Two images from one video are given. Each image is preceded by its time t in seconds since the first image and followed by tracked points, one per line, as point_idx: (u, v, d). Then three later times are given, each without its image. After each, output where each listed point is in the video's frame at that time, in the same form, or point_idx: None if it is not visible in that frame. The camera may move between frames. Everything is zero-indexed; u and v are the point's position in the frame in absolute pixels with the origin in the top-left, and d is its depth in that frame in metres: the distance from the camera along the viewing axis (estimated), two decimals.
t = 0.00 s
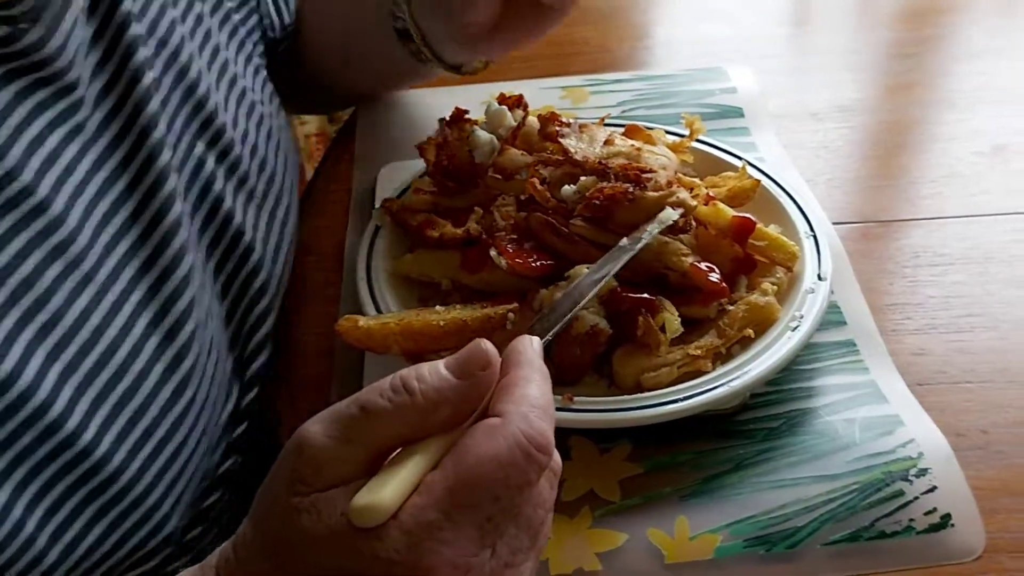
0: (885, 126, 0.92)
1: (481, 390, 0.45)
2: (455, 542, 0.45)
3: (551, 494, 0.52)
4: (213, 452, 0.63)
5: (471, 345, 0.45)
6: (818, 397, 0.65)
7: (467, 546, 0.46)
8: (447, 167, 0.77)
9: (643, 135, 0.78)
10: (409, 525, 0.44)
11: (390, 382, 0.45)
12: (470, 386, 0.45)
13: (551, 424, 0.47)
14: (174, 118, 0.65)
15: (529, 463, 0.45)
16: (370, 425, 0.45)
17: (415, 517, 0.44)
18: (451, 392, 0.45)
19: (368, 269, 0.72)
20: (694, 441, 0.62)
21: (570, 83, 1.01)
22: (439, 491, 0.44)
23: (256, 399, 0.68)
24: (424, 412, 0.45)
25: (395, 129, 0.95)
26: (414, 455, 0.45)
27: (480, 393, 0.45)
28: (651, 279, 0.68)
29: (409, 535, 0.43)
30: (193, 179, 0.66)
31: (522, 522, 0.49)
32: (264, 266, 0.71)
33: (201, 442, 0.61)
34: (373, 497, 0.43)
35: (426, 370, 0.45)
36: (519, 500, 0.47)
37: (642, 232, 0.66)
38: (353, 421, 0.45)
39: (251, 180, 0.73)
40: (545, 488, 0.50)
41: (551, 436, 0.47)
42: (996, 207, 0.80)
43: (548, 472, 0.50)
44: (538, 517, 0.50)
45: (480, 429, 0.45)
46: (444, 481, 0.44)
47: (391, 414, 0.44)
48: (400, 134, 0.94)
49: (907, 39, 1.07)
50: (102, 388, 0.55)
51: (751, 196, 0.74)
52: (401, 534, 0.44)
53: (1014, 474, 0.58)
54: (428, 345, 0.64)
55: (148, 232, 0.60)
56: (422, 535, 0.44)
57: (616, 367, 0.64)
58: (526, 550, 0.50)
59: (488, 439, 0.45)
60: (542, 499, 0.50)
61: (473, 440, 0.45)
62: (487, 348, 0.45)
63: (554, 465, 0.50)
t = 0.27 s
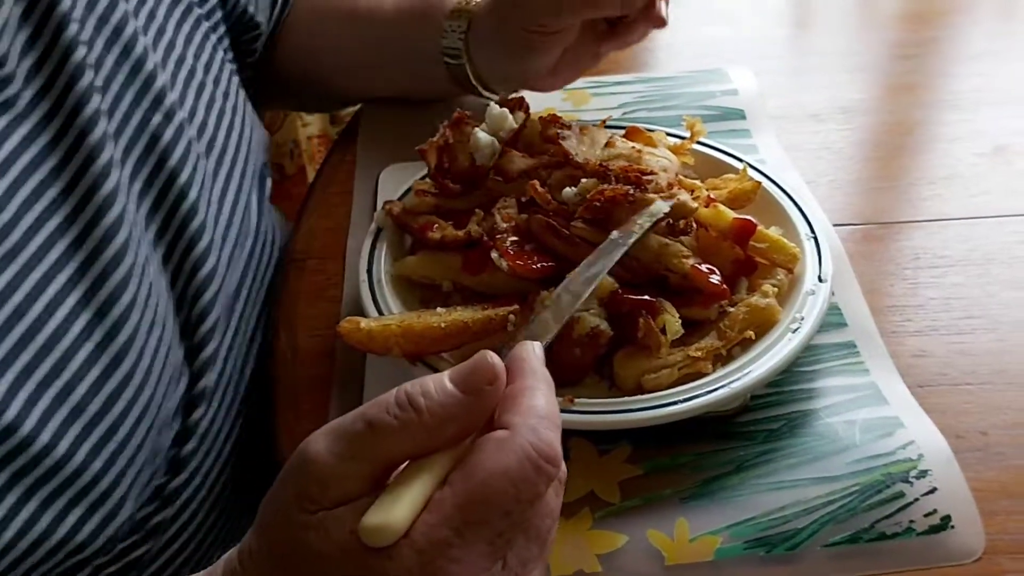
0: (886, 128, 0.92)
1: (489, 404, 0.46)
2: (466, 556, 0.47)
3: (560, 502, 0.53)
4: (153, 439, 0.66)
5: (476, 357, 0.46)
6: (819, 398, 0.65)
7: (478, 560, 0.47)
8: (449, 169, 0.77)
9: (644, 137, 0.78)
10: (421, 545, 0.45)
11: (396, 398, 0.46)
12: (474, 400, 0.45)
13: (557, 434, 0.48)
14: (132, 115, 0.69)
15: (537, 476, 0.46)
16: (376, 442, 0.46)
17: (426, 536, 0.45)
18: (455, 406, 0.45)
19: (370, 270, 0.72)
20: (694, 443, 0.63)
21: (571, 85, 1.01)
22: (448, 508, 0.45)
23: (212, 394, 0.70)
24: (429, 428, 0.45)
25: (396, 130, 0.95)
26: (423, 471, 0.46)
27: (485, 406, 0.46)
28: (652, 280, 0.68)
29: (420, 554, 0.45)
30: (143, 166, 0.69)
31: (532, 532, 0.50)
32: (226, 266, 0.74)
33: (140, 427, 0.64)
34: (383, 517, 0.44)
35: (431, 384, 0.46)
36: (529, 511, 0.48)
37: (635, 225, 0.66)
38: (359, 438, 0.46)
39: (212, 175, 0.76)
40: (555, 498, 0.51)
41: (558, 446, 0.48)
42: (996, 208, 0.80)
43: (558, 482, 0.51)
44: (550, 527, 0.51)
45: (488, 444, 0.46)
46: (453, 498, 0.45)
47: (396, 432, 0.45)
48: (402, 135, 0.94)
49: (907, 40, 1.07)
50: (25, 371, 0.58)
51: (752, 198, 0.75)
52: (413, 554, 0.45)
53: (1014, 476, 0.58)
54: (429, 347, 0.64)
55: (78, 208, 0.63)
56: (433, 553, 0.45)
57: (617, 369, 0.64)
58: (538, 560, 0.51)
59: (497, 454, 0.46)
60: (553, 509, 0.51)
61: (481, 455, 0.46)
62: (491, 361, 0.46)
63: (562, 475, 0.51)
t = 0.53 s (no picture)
0: (886, 129, 0.92)
1: (497, 403, 0.47)
2: (486, 556, 0.47)
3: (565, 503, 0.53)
4: (88, 430, 0.63)
5: (483, 359, 0.47)
6: (820, 400, 0.65)
7: (497, 560, 0.48)
8: (449, 170, 0.77)
9: (645, 139, 0.78)
10: (440, 546, 0.46)
11: (406, 403, 0.47)
12: (485, 402, 0.46)
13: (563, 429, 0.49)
14: (80, 88, 0.66)
15: (551, 472, 0.48)
16: (387, 448, 0.46)
17: (444, 538, 0.46)
18: (467, 409, 0.46)
19: (371, 271, 0.72)
20: (695, 444, 0.63)
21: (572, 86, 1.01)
22: (466, 508, 0.46)
23: (150, 393, 0.67)
24: (441, 431, 0.46)
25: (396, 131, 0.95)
26: (438, 471, 0.46)
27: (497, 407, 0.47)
28: (652, 281, 0.68)
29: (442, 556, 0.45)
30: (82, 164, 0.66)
31: (544, 529, 0.50)
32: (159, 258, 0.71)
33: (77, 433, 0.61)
34: (402, 524, 0.44)
35: (440, 388, 0.47)
36: (543, 507, 0.49)
37: (608, 219, 0.67)
38: (370, 444, 0.47)
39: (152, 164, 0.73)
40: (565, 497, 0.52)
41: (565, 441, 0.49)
42: (996, 210, 0.80)
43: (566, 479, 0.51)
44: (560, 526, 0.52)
45: (500, 442, 0.47)
46: (469, 497, 0.46)
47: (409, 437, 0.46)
48: (402, 136, 0.94)
49: (907, 42, 1.07)
50: None
51: (753, 200, 0.75)
52: (435, 557, 0.46)
53: (1015, 477, 0.58)
54: (430, 349, 0.64)
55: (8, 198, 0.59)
56: (455, 554, 0.46)
57: (618, 370, 0.64)
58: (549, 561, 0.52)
59: (510, 453, 0.47)
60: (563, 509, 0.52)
61: (494, 455, 0.47)
62: (498, 361, 0.47)
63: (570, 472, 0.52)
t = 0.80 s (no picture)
0: (885, 130, 0.92)
1: (503, 405, 0.47)
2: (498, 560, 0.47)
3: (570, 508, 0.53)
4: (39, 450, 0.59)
5: (488, 362, 0.47)
6: (820, 401, 0.65)
7: (509, 564, 0.48)
8: (448, 172, 0.76)
9: (644, 140, 0.78)
10: (453, 552, 0.46)
11: (413, 408, 0.47)
12: (492, 405, 0.47)
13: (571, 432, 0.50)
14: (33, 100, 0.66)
15: (560, 475, 0.49)
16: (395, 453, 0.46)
17: (456, 544, 0.46)
18: (474, 411, 0.47)
19: (370, 274, 0.72)
20: (695, 446, 0.62)
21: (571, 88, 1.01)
22: (475, 512, 0.47)
23: (112, 391, 0.63)
24: (449, 435, 0.47)
25: (395, 134, 0.95)
26: (446, 477, 0.47)
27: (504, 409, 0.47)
28: (652, 283, 0.68)
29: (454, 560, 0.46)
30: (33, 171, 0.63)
31: (554, 529, 0.50)
32: (105, 248, 0.67)
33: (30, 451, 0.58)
34: (412, 529, 0.45)
35: (445, 392, 0.47)
36: (553, 510, 0.49)
37: (603, 217, 0.67)
38: (378, 449, 0.47)
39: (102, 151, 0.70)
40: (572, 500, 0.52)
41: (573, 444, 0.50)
42: (996, 211, 0.80)
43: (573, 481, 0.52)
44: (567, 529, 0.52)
45: (509, 446, 0.48)
46: (479, 502, 0.47)
47: (417, 442, 0.46)
48: (401, 139, 0.94)
49: (907, 43, 1.07)
50: None
51: (752, 201, 0.74)
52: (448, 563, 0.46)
53: (1015, 479, 0.58)
54: (429, 351, 0.64)
55: None
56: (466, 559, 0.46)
57: (618, 372, 0.64)
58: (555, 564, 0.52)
59: (519, 456, 0.48)
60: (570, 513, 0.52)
61: (504, 458, 0.48)
62: (503, 363, 0.47)
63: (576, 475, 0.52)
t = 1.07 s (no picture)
0: (886, 133, 0.92)
1: (521, 447, 0.47)
2: None
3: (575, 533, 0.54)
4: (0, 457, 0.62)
5: (506, 400, 0.47)
6: (822, 404, 0.65)
7: None
8: (449, 176, 0.76)
9: (645, 143, 0.78)
10: None
11: (429, 447, 0.47)
12: (513, 448, 0.47)
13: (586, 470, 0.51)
14: None
15: (576, 515, 0.49)
16: (411, 491, 0.47)
17: None
18: (495, 455, 0.47)
19: (371, 277, 0.72)
20: (697, 449, 0.62)
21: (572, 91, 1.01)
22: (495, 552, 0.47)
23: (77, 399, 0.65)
24: (467, 476, 0.47)
25: (396, 137, 0.95)
26: (463, 515, 0.47)
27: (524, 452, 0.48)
28: (653, 286, 0.68)
29: None
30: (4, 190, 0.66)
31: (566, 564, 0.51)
32: (77, 250, 0.70)
33: None
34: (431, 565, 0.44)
35: (462, 431, 0.47)
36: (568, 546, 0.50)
37: (614, 220, 0.65)
38: (392, 488, 0.47)
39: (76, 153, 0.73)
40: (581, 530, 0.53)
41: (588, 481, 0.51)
42: (997, 214, 0.80)
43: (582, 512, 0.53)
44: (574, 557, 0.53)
45: (529, 488, 0.49)
46: (497, 545, 0.47)
47: (434, 483, 0.47)
48: (402, 142, 0.94)
49: (906, 45, 1.07)
50: None
51: (753, 205, 0.74)
52: None
53: (1017, 482, 0.58)
54: (431, 355, 0.64)
55: None
56: None
57: (619, 375, 0.64)
58: None
59: (537, 498, 0.49)
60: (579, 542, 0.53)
61: (524, 501, 0.48)
62: (523, 400, 0.47)
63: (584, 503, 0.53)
